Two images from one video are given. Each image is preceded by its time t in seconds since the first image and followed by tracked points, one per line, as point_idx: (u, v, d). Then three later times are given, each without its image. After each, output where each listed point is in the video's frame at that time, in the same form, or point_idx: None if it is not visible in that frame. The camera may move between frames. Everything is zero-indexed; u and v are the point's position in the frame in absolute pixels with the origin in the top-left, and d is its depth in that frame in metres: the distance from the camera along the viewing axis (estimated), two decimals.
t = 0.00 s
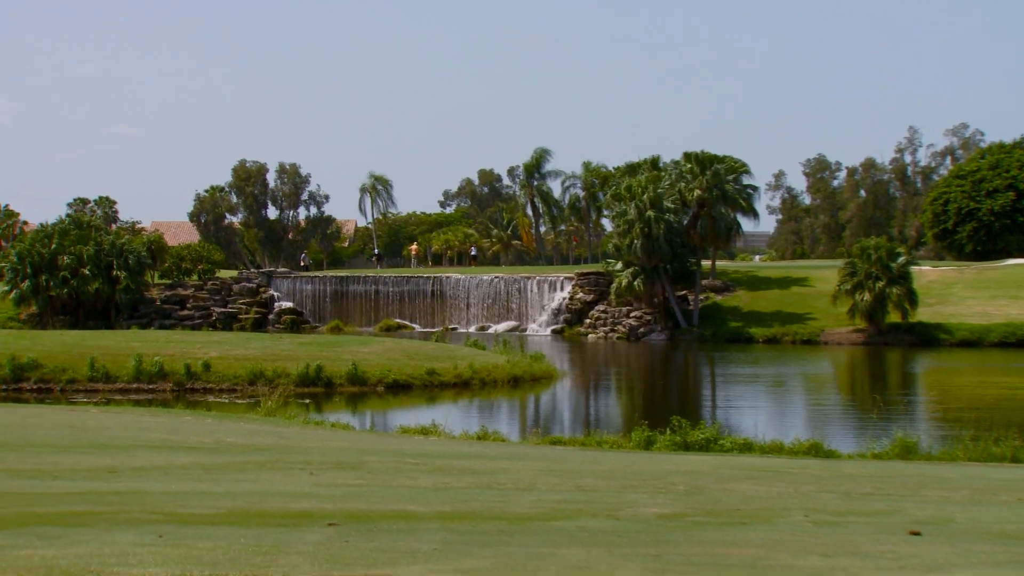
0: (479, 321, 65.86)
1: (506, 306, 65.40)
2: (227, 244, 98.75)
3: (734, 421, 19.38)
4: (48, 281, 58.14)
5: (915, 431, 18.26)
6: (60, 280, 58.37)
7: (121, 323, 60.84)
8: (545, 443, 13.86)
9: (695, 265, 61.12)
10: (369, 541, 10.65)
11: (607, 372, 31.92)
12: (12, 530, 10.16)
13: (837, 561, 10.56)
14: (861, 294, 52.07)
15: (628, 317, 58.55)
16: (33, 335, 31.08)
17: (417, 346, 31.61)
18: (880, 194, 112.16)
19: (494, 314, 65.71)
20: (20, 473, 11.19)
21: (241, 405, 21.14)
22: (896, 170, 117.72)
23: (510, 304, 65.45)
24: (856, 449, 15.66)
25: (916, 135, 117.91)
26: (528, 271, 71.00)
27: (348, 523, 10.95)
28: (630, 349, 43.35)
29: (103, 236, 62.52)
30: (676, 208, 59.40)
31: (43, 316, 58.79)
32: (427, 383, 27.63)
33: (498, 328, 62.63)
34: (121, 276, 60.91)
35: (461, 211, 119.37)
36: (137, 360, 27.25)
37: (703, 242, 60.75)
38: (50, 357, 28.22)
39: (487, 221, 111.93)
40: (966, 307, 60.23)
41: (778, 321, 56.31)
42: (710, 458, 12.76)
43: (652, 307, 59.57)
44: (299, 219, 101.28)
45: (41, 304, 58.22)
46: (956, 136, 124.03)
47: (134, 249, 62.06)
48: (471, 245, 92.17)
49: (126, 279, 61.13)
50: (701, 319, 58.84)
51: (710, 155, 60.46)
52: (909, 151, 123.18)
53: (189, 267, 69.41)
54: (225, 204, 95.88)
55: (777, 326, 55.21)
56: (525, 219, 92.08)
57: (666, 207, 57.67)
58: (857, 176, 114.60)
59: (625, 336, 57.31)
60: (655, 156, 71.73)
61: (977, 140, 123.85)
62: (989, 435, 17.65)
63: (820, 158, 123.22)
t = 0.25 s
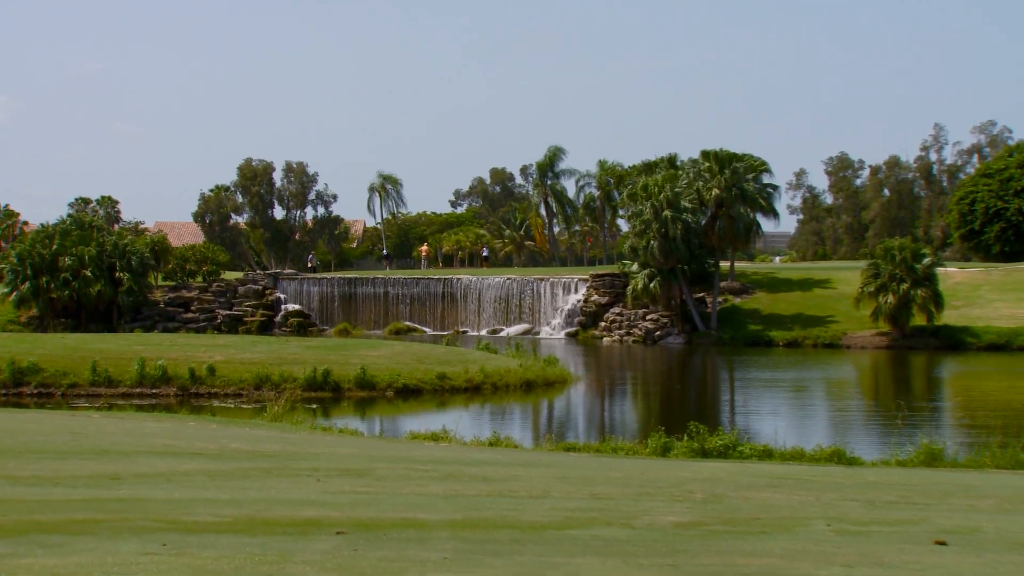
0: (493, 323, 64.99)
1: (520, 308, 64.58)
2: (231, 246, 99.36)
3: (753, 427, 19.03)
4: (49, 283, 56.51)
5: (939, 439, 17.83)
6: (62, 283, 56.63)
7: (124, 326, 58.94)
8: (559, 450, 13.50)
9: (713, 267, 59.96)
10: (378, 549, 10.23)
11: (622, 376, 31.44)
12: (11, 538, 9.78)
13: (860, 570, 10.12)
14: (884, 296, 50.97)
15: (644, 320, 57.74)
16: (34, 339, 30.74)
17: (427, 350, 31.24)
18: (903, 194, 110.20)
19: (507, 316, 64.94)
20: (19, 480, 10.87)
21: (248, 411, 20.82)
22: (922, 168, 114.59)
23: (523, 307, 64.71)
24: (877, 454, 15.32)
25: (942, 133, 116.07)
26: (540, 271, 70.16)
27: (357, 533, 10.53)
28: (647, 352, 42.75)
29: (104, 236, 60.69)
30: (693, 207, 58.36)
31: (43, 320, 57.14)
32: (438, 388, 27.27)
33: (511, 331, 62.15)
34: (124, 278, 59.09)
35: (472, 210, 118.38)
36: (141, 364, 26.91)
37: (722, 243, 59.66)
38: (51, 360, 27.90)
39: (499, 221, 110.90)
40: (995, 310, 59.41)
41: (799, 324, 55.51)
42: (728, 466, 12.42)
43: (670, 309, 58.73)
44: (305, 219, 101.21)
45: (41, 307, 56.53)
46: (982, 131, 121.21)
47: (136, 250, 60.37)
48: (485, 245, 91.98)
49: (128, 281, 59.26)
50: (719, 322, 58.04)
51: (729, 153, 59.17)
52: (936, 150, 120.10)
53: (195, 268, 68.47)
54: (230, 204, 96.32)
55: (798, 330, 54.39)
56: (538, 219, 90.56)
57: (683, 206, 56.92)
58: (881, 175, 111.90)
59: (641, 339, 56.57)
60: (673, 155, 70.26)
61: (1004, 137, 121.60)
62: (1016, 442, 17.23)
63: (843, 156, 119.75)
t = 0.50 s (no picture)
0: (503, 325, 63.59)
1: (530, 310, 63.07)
2: (233, 245, 99.06)
3: (771, 434, 18.57)
4: (46, 284, 56.10)
5: (961, 444, 17.41)
6: (59, 284, 56.21)
7: (122, 329, 58.33)
8: (569, 456, 13.08)
9: (729, 267, 58.67)
10: (383, 558, 9.80)
11: (635, 379, 30.87)
12: (5, 547, 9.39)
13: None
14: (905, 298, 49.52)
15: (657, 322, 56.34)
16: (32, 342, 30.37)
17: (433, 353, 30.82)
18: (925, 192, 103.41)
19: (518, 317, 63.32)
20: (13, 487, 10.54)
21: (249, 416, 20.42)
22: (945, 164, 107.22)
23: (533, 308, 63.22)
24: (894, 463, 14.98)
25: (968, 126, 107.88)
26: (551, 271, 68.87)
27: (361, 540, 10.13)
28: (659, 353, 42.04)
29: (103, 236, 60.13)
30: (708, 206, 57.02)
31: (40, 322, 56.79)
32: (445, 392, 26.88)
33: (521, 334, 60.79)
34: (122, 279, 58.47)
35: (479, 209, 117.06)
36: (140, 367, 26.55)
37: (738, 242, 58.10)
38: (48, 364, 27.53)
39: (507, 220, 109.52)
40: (1019, 310, 58.49)
41: (817, 326, 54.24)
42: (744, 472, 12.01)
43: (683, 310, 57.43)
44: (309, 219, 100.61)
45: (38, 309, 56.15)
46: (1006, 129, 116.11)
47: (136, 250, 59.54)
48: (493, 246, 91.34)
49: (127, 282, 58.62)
50: (733, 324, 56.69)
51: (745, 150, 57.73)
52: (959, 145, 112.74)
53: (195, 269, 66.92)
54: (231, 203, 95.91)
55: (817, 332, 53.11)
56: (548, 217, 89.06)
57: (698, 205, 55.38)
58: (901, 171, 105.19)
59: (654, 342, 55.19)
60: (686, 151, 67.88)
61: None
62: None
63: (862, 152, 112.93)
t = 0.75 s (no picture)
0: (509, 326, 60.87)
1: (537, 311, 60.21)
2: (232, 244, 98.41)
3: (786, 439, 18.08)
4: (40, 284, 55.58)
5: (985, 450, 16.82)
6: (53, 284, 55.63)
7: (118, 329, 57.63)
8: (580, 462, 12.69)
9: (744, 267, 55.14)
10: (387, 566, 9.34)
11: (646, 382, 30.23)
12: None
13: None
14: (926, 299, 46.58)
15: (669, 324, 53.84)
16: (26, 344, 29.76)
17: (438, 355, 30.22)
18: (945, 189, 98.25)
19: (524, 318, 60.39)
20: (6, 493, 10.22)
21: (249, 420, 20.00)
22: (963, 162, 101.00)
23: (540, 308, 60.25)
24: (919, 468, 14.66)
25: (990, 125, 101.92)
26: (561, 271, 66.02)
27: (365, 547, 9.74)
28: (671, 356, 40.90)
29: (99, 235, 59.73)
30: (722, 204, 53.60)
31: (34, 323, 56.28)
32: (451, 395, 26.40)
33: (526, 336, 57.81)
34: (119, 279, 57.87)
35: (485, 208, 115.49)
36: (137, 370, 25.93)
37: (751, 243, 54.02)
38: (42, 366, 26.88)
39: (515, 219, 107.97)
40: None
41: (834, 328, 51.27)
42: (758, 479, 11.67)
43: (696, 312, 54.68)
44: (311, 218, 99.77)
45: (32, 309, 55.54)
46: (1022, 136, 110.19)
47: (133, 249, 58.88)
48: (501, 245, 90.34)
49: (124, 282, 58.07)
50: (748, 326, 53.83)
51: (761, 146, 53.74)
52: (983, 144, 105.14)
53: (193, 268, 66.65)
54: (231, 201, 95.60)
55: (833, 334, 50.27)
56: (557, 216, 87.24)
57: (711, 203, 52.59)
58: (921, 169, 100.28)
59: (665, 344, 52.76)
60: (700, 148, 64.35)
61: None
62: None
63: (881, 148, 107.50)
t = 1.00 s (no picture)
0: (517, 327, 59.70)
1: (546, 311, 59.22)
2: (231, 243, 96.92)
3: (801, 443, 17.69)
4: (33, 284, 53.68)
5: (1006, 456, 16.39)
6: (46, 284, 53.66)
7: (112, 331, 55.79)
8: (588, 468, 12.28)
9: (756, 266, 54.32)
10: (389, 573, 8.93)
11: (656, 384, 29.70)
12: None
13: None
14: (947, 299, 45.44)
15: (681, 325, 52.66)
16: (20, 346, 29.14)
17: (442, 357, 29.57)
18: (966, 186, 97.26)
19: (532, 319, 59.50)
20: None
21: (249, 424, 19.63)
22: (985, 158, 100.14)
23: (548, 309, 59.27)
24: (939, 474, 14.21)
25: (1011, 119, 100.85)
26: (570, 270, 64.46)
27: (367, 554, 9.34)
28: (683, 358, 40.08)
29: (94, 233, 57.81)
30: (735, 201, 52.39)
31: (27, 323, 54.40)
32: (455, 399, 25.53)
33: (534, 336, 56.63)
34: (113, 279, 55.89)
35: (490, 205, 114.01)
36: (132, 372, 25.17)
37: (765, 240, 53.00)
38: (35, 369, 26.21)
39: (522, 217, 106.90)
40: None
41: (852, 328, 50.19)
42: (772, 485, 11.31)
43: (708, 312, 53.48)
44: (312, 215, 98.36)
45: (24, 310, 53.72)
46: None
47: (128, 248, 57.07)
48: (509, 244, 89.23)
49: (118, 282, 56.14)
50: (761, 326, 52.64)
51: (775, 142, 52.91)
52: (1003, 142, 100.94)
53: (190, 267, 65.09)
54: (228, 198, 94.20)
55: (850, 334, 49.16)
56: (564, 215, 85.78)
57: (725, 200, 51.57)
58: (942, 165, 99.11)
59: (677, 345, 51.57)
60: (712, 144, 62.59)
61: None
62: None
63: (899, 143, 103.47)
